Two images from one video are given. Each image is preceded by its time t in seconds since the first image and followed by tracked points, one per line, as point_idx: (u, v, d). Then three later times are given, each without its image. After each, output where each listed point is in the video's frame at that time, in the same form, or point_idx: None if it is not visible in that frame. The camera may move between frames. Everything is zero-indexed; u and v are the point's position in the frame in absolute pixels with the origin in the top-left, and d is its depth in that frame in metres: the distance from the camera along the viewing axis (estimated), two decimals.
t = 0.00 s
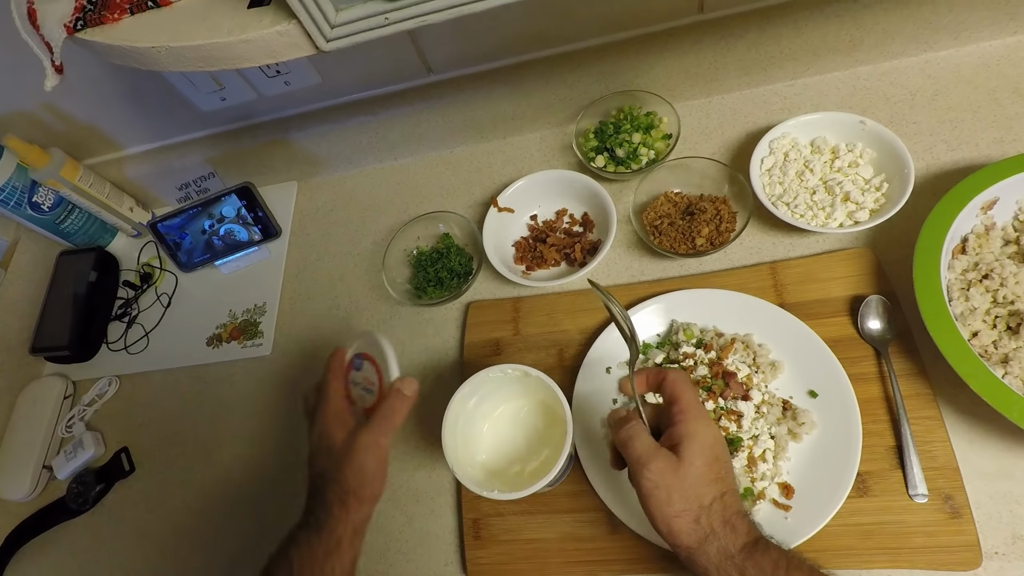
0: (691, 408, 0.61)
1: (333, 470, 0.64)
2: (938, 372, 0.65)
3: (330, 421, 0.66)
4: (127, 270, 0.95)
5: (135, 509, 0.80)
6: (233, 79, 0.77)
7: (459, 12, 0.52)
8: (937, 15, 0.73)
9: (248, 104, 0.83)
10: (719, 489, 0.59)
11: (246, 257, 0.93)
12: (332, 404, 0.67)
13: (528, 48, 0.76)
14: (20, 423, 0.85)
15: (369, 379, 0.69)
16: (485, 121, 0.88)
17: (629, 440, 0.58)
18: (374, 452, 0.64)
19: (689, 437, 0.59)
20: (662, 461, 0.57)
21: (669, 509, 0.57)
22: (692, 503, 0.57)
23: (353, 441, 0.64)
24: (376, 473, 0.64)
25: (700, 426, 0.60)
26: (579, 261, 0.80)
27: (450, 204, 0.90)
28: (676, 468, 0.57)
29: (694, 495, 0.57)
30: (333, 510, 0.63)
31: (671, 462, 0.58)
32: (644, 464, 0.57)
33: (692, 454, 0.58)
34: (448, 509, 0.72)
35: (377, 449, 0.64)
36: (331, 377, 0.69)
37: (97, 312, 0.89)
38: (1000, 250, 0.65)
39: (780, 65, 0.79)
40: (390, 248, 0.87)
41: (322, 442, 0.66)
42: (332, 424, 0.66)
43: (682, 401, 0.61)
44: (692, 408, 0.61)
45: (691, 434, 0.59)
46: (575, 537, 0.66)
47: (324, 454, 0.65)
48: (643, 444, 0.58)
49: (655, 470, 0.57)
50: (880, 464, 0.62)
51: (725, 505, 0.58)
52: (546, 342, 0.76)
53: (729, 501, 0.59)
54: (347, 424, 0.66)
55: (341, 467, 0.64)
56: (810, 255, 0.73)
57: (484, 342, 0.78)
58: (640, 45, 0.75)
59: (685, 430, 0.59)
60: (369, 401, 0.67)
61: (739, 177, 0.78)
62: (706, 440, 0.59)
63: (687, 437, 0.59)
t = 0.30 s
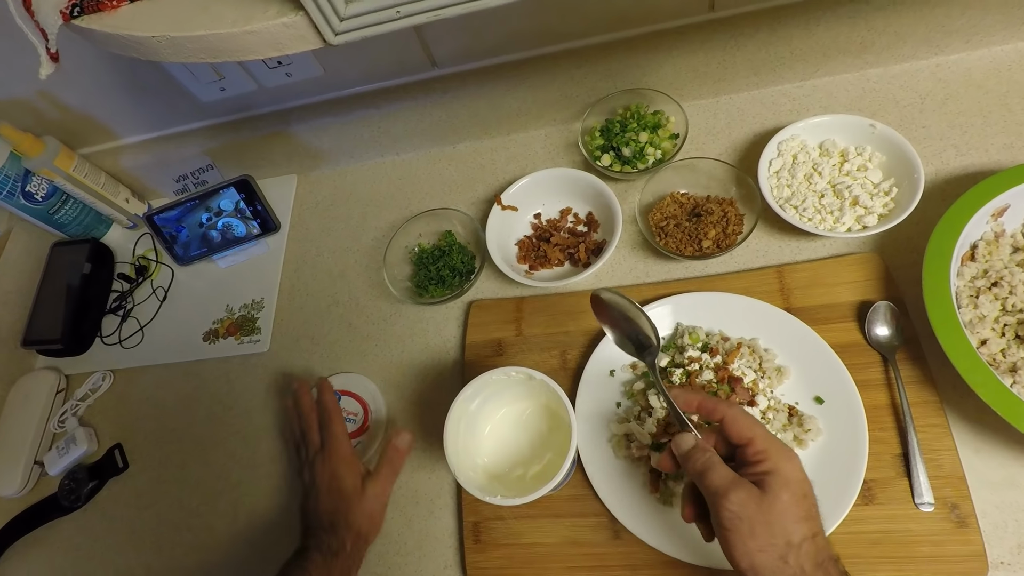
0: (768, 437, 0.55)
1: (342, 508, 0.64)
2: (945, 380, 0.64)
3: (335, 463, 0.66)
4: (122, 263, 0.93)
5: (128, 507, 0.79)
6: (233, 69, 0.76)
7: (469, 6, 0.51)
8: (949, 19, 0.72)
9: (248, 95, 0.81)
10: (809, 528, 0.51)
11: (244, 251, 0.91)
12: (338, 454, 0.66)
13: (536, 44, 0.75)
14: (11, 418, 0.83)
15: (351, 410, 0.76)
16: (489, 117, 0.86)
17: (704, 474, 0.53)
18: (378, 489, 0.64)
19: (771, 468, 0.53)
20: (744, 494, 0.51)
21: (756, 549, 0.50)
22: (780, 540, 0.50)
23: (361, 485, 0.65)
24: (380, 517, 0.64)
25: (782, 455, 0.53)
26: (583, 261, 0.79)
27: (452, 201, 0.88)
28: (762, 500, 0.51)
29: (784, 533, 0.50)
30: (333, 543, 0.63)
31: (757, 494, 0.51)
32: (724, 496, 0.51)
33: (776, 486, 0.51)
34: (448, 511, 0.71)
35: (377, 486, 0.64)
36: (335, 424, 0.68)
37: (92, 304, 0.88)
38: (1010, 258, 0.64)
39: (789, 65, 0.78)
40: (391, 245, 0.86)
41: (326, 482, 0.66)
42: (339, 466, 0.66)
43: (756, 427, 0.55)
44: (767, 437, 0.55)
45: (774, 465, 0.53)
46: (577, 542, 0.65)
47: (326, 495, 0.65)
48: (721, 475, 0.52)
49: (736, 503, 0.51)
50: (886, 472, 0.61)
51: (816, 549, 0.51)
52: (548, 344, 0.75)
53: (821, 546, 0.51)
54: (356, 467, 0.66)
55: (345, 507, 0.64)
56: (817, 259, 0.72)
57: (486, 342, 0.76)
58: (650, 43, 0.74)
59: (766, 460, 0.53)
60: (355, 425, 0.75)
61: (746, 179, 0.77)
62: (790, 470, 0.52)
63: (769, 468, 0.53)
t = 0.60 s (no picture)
0: (779, 468, 0.48)
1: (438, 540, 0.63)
2: (937, 368, 0.64)
3: (439, 497, 0.64)
4: (102, 261, 0.91)
5: (114, 509, 0.78)
6: (213, 60, 0.73)
7: None
8: (939, 6, 0.71)
9: (229, 87, 0.79)
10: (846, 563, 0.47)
11: (228, 246, 0.90)
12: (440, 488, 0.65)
13: (523, 32, 0.73)
14: None
15: (341, 408, 0.75)
16: (477, 107, 0.85)
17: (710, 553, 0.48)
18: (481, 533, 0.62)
19: (783, 512, 0.47)
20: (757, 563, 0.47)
21: None
22: None
23: (465, 526, 0.62)
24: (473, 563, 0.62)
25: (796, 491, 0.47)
26: (574, 254, 0.78)
27: (440, 194, 0.87)
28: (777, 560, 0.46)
29: None
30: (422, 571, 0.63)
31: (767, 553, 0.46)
32: None
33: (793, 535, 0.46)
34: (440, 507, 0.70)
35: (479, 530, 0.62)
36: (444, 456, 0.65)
37: (71, 303, 0.86)
38: (1000, 245, 0.64)
39: (779, 53, 0.77)
40: (378, 239, 0.84)
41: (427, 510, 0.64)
42: (447, 500, 0.64)
43: (761, 458, 0.48)
44: (777, 466, 0.48)
45: (782, 506, 0.47)
46: (571, 536, 0.65)
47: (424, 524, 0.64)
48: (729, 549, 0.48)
49: None
50: (878, 462, 0.61)
51: None
52: (539, 337, 0.74)
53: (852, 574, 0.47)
54: (464, 507, 0.64)
55: (443, 542, 0.62)
56: (809, 249, 0.72)
57: (476, 337, 0.75)
58: (639, 31, 0.73)
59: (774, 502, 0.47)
60: (344, 424, 0.75)
61: (737, 169, 0.76)
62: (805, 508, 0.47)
63: (779, 515, 0.47)
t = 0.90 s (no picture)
0: (841, 488, 0.48)
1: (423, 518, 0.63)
2: (919, 354, 0.65)
3: (423, 475, 0.63)
4: (83, 259, 0.90)
5: (99, 510, 0.77)
6: (190, 54, 0.72)
7: None
8: None
9: (208, 81, 0.78)
10: None
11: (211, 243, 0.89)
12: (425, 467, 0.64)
13: (505, 24, 0.73)
14: None
15: (328, 404, 0.75)
16: (461, 100, 0.84)
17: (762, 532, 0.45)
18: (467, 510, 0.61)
19: (838, 533, 0.46)
20: (806, 562, 0.45)
21: None
22: None
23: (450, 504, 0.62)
24: (458, 541, 0.62)
25: (857, 511, 0.47)
26: (560, 246, 0.78)
27: (425, 188, 0.87)
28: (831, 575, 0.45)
29: None
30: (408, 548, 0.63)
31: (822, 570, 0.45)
32: (788, 564, 0.45)
33: (849, 554, 0.46)
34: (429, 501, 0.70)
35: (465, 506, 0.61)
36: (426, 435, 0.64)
37: (51, 304, 0.85)
38: (980, 231, 0.65)
39: (761, 43, 0.77)
40: (363, 234, 0.84)
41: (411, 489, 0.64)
42: (432, 478, 0.63)
43: (824, 475, 0.48)
44: (835, 484, 0.48)
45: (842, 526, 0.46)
46: (560, 528, 0.65)
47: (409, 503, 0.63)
48: (785, 535, 0.45)
49: (799, 574, 0.45)
50: (863, 447, 0.62)
51: None
52: (526, 330, 0.74)
53: None
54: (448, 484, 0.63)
55: (428, 520, 0.62)
56: (792, 238, 0.72)
57: (463, 331, 0.75)
58: (621, 21, 0.73)
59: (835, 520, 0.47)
60: (331, 420, 0.74)
61: (721, 159, 0.76)
62: (862, 528, 0.47)
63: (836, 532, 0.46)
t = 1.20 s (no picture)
0: (790, 495, 0.48)
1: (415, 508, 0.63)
2: (909, 348, 0.66)
3: (413, 465, 0.63)
4: (79, 250, 0.90)
5: (93, 500, 0.77)
6: (190, 47, 0.73)
7: None
8: None
9: (207, 75, 0.78)
10: None
11: (207, 236, 0.89)
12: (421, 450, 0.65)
13: (504, 20, 0.73)
14: None
15: (324, 395, 0.75)
16: (459, 96, 0.85)
17: (720, 536, 0.48)
18: (459, 498, 0.61)
19: (790, 536, 0.47)
20: (764, 562, 0.47)
21: None
22: None
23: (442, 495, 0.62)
24: (451, 530, 0.62)
25: (809, 516, 0.47)
26: (556, 241, 0.78)
27: (422, 182, 0.87)
28: None
29: None
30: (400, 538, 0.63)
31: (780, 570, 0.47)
32: (747, 567, 0.47)
33: (805, 555, 0.47)
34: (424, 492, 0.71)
35: (457, 493, 0.61)
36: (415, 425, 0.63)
37: (47, 294, 0.85)
38: (969, 227, 0.66)
39: (755, 41, 0.78)
40: (361, 228, 0.84)
41: (402, 479, 0.64)
42: (421, 469, 0.63)
43: (771, 487, 0.48)
44: (782, 490, 0.48)
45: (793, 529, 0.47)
46: (555, 519, 0.65)
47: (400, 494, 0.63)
48: (741, 540, 0.47)
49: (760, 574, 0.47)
50: (854, 440, 0.62)
51: None
52: (521, 323, 0.74)
53: None
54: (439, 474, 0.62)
55: (421, 510, 0.62)
56: (785, 234, 0.73)
57: (459, 324, 0.76)
58: (618, 18, 0.73)
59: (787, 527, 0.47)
60: (327, 412, 0.74)
61: (715, 155, 0.77)
62: (814, 529, 0.47)
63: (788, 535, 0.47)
